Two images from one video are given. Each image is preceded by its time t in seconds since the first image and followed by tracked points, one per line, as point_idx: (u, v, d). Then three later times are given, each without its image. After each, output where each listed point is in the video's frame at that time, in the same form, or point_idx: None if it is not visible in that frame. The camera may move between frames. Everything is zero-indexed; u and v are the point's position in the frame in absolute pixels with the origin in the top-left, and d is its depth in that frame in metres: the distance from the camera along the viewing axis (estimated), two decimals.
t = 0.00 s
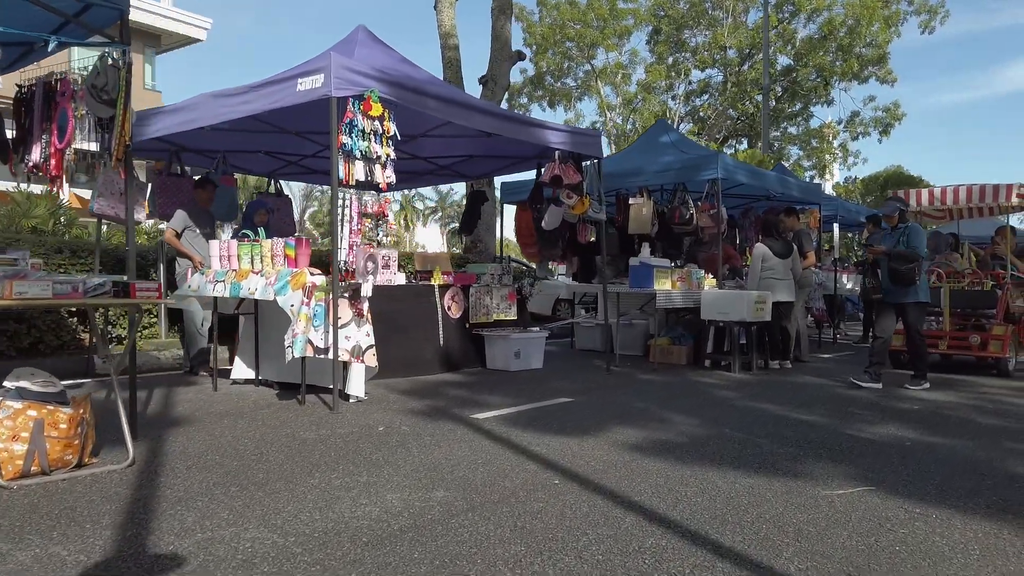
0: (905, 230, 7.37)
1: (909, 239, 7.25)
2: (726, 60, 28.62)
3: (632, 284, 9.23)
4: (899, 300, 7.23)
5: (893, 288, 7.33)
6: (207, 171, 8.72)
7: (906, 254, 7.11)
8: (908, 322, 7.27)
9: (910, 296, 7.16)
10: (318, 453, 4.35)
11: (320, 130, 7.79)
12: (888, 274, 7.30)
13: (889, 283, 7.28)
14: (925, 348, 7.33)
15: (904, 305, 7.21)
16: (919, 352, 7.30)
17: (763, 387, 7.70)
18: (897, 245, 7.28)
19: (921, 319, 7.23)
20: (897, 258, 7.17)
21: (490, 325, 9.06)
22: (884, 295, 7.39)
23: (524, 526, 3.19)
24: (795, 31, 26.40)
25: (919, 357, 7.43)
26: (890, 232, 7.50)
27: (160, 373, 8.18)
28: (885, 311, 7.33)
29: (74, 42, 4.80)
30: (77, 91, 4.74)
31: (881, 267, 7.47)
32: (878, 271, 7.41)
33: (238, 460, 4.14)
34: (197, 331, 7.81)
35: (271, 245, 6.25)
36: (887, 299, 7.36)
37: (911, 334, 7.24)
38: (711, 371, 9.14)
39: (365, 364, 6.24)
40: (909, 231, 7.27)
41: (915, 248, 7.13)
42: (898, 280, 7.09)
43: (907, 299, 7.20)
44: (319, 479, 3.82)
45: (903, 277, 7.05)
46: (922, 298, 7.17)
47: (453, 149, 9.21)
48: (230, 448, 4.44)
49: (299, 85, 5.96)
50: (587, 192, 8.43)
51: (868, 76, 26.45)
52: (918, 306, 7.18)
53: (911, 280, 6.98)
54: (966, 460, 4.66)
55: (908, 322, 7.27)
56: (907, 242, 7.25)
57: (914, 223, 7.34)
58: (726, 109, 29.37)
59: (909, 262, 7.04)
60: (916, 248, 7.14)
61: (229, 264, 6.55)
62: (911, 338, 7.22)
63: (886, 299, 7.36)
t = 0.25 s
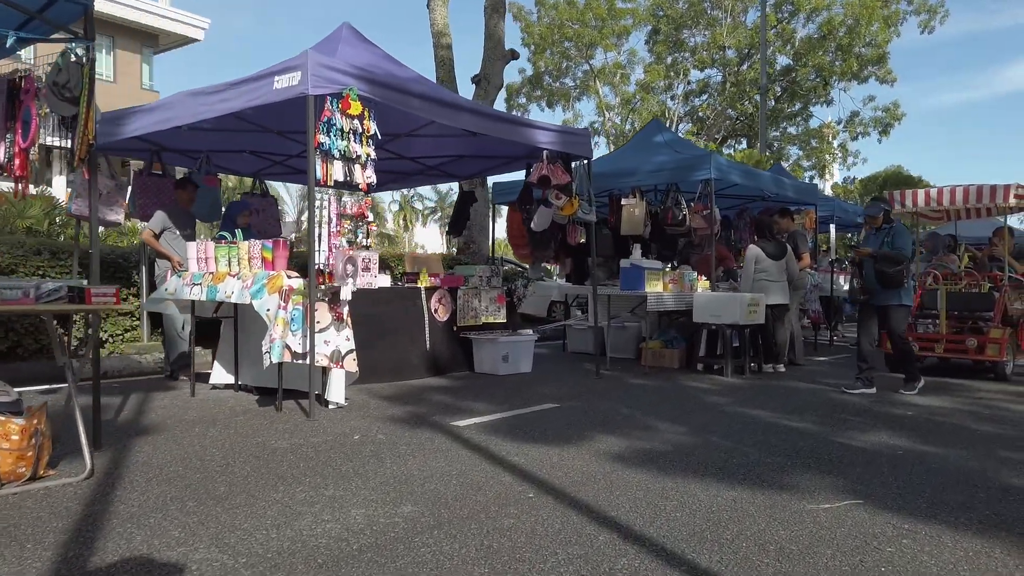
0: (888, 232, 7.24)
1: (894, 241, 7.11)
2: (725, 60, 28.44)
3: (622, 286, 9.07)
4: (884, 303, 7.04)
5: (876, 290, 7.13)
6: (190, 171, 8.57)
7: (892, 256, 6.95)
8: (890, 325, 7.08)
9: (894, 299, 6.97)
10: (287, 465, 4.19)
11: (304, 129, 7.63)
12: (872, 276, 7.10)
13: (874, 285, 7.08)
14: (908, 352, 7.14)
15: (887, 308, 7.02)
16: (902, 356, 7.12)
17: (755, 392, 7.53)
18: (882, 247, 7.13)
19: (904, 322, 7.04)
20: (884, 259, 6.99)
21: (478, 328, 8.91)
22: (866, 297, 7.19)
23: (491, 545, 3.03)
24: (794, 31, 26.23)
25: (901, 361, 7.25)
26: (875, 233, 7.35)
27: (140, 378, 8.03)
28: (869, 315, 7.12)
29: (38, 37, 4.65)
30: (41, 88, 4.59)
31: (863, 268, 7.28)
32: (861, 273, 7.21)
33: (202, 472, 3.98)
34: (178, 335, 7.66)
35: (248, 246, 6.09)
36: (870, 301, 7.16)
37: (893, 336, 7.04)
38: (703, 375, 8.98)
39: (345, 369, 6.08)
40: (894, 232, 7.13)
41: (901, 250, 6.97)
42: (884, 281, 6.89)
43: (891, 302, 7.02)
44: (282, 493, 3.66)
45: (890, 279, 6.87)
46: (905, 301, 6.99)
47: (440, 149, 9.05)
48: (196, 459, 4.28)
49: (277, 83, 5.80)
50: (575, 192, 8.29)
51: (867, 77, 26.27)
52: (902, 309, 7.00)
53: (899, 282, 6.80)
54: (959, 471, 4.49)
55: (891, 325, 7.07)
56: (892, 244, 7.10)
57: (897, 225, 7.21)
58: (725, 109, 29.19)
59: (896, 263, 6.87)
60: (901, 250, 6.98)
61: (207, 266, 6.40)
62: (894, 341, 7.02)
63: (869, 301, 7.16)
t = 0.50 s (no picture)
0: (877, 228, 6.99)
1: (881, 237, 6.90)
2: (724, 60, 28.27)
3: (613, 284, 8.88)
4: (866, 302, 6.84)
5: (861, 288, 6.93)
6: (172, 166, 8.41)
7: (879, 253, 6.74)
8: (871, 323, 6.88)
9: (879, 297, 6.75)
10: (253, 467, 4.03)
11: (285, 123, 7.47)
12: (859, 274, 6.90)
13: (859, 283, 6.87)
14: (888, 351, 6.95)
15: (871, 306, 6.81)
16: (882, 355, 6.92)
17: (747, 392, 7.36)
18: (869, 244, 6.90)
19: (886, 321, 6.84)
20: (870, 257, 6.78)
21: (466, 327, 8.75)
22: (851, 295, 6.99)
23: (455, 554, 2.86)
24: (793, 30, 26.05)
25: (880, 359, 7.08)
26: (860, 228, 7.12)
27: (120, 377, 7.87)
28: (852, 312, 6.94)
29: None
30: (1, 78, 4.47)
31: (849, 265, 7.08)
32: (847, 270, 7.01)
33: (163, 476, 3.82)
34: (157, 334, 7.49)
35: (224, 242, 5.92)
36: (854, 299, 6.96)
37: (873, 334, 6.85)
38: (696, 375, 8.81)
39: (325, 369, 5.88)
40: (881, 229, 6.92)
41: (888, 247, 6.77)
42: (870, 279, 6.68)
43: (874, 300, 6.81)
44: (243, 497, 3.49)
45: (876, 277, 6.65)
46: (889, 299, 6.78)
47: (428, 144, 8.88)
48: (159, 461, 4.12)
49: (252, 73, 5.63)
50: (564, 188, 8.13)
51: (867, 75, 26.05)
52: (885, 307, 6.78)
53: (886, 279, 6.59)
54: (954, 474, 4.32)
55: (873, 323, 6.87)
56: (878, 240, 6.89)
57: (887, 221, 6.96)
58: (724, 108, 29.01)
59: (883, 261, 6.66)
60: (888, 247, 6.77)
61: (182, 263, 6.23)
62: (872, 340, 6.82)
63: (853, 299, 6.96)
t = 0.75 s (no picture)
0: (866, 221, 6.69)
1: (869, 232, 6.62)
2: (722, 58, 28.09)
3: (604, 282, 8.72)
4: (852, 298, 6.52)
5: (849, 284, 6.63)
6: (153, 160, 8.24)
7: (867, 248, 6.47)
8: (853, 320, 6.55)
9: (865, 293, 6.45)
10: (217, 469, 3.86)
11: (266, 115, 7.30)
12: (848, 270, 6.64)
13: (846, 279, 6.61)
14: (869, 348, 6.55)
15: (855, 302, 6.51)
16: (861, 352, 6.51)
17: (738, 391, 7.19)
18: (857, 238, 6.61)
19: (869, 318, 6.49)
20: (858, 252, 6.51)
21: (453, 324, 8.59)
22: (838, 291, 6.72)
23: (414, 562, 2.70)
24: (791, 28, 25.93)
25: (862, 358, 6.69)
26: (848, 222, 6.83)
27: (98, 376, 7.71)
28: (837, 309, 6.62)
29: None
30: None
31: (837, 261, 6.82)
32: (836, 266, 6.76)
33: (119, 478, 3.65)
34: (135, 331, 7.33)
35: (198, 237, 5.75)
36: (840, 295, 6.69)
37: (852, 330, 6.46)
38: (687, 373, 8.65)
39: (302, 367, 5.69)
40: (870, 223, 6.61)
41: (876, 242, 6.49)
42: (857, 275, 6.41)
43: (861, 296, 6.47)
44: (199, 501, 3.32)
45: (864, 273, 6.38)
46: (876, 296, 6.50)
47: (415, 138, 8.71)
48: (118, 462, 3.95)
49: (226, 61, 5.46)
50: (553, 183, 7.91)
51: (865, 74, 25.93)
52: (870, 304, 6.47)
53: (874, 275, 6.30)
54: (947, 476, 4.15)
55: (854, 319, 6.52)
56: (867, 235, 6.61)
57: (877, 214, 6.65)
58: (722, 107, 28.83)
59: (871, 256, 6.38)
60: (876, 242, 6.50)
61: (156, 258, 6.06)
62: (853, 337, 6.48)
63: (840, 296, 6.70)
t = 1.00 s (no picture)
0: (852, 220, 6.38)
1: (854, 231, 6.30)
2: (719, 58, 27.95)
3: (593, 281, 8.58)
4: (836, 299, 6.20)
5: (834, 286, 6.31)
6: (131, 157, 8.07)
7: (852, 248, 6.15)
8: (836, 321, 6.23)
9: (851, 295, 6.11)
10: (177, 476, 3.69)
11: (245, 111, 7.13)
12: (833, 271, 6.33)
13: (833, 281, 6.29)
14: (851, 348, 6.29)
15: (840, 305, 6.17)
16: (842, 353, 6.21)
17: (728, 393, 7.04)
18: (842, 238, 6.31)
19: (854, 321, 6.14)
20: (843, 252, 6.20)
21: (439, 325, 8.43)
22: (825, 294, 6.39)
23: None
24: (788, 28, 25.78)
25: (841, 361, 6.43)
26: (833, 222, 6.53)
27: (73, 378, 7.53)
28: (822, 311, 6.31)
29: None
30: None
31: (824, 262, 6.50)
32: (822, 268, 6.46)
33: (72, 487, 3.49)
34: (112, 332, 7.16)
35: (170, 234, 5.59)
36: (826, 298, 6.36)
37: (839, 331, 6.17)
38: (677, 375, 8.49)
39: (276, 368, 5.53)
40: (856, 222, 6.30)
41: (862, 241, 6.17)
42: (841, 276, 6.11)
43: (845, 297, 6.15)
44: (152, 510, 3.16)
45: (849, 274, 6.07)
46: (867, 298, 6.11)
47: (400, 135, 8.54)
48: (74, 470, 3.78)
49: (197, 54, 5.29)
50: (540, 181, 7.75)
51: (862, 75, 25.78)
52: (856, 306, 6.10)
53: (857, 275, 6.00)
54: (939, 482, 4.00)
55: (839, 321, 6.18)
56: (852, 234, 6.29)
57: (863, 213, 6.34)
58: (719, 108, 28.68)
59: (856, 256, 6.07)
60: (862, 241, 6.17)
61: (128, 256, 5.89)
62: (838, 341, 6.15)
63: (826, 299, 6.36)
